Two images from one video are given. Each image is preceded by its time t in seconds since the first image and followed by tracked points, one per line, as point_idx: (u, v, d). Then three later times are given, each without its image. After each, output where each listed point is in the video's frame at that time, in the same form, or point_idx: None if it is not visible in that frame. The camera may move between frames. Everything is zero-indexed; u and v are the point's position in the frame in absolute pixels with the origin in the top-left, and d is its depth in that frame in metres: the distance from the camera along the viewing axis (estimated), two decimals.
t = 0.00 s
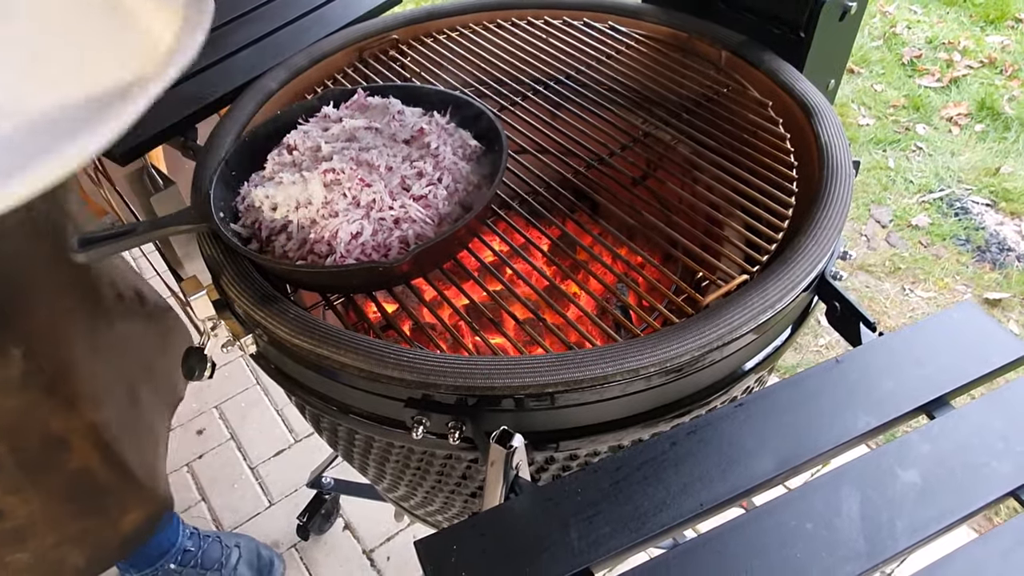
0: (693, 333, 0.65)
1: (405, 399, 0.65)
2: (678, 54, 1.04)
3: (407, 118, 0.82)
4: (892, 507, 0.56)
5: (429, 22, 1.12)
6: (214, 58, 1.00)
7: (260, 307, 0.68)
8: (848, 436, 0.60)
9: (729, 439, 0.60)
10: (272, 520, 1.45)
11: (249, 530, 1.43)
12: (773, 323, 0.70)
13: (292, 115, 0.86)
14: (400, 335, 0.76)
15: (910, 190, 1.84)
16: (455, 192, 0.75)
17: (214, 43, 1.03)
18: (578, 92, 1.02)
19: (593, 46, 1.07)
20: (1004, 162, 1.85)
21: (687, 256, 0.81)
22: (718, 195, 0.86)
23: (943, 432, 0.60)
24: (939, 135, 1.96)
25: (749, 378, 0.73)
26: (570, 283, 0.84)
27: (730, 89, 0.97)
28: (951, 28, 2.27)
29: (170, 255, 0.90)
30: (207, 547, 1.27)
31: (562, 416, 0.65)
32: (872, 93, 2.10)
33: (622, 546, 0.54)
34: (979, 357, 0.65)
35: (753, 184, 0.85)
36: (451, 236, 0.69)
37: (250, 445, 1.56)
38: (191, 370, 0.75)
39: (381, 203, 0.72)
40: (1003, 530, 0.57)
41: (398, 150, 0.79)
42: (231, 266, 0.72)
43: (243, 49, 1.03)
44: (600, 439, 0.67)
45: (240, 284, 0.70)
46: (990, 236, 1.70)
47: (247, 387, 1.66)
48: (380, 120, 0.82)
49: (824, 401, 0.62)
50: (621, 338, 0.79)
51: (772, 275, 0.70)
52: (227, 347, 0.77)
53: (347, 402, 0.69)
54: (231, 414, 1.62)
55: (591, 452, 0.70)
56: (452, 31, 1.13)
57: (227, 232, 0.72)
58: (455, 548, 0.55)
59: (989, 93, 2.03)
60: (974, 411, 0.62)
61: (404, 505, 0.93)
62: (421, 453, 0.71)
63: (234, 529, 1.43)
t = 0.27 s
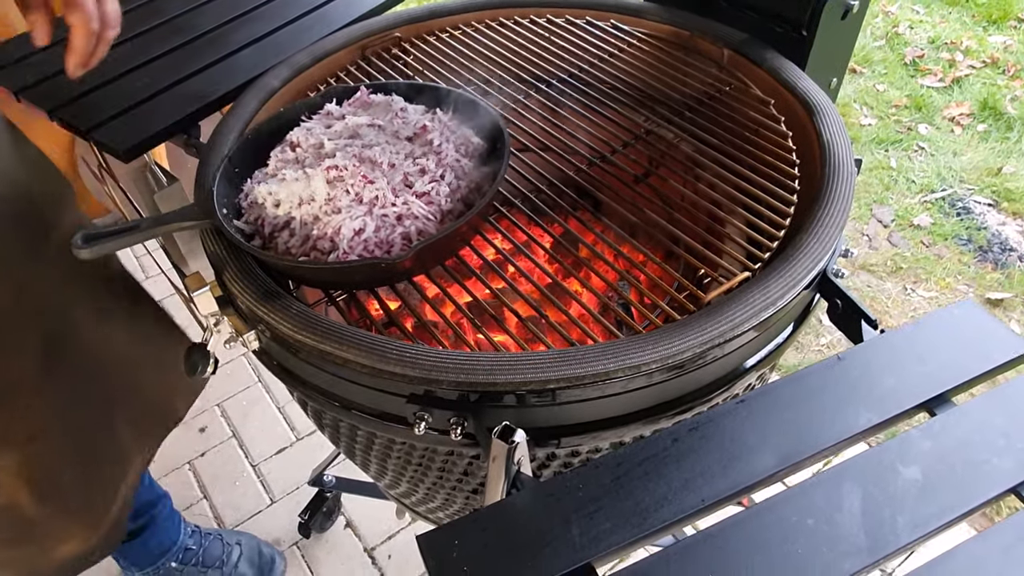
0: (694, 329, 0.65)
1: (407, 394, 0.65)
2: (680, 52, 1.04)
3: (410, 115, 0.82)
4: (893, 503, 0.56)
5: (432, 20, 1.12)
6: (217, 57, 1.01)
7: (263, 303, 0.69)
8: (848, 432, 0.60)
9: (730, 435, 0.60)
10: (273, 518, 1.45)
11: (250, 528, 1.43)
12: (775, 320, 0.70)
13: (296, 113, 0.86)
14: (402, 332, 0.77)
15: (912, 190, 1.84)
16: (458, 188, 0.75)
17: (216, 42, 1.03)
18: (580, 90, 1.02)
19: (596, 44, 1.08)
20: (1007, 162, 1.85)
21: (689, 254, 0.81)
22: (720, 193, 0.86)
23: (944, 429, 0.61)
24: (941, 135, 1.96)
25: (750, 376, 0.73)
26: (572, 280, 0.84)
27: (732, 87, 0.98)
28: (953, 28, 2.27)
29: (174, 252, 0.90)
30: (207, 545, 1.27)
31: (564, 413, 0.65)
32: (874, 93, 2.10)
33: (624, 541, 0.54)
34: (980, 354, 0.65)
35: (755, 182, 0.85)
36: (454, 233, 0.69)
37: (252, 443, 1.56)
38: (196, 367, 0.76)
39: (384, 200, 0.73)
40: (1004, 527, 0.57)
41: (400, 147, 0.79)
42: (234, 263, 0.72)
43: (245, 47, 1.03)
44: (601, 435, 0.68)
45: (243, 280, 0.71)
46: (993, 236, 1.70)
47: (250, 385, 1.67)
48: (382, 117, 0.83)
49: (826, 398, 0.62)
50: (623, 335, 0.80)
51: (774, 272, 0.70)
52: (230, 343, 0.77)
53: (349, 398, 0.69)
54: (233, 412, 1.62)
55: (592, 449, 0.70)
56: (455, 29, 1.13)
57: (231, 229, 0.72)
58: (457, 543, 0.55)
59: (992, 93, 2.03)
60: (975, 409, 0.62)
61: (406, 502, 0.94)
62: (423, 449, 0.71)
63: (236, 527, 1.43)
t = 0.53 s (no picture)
0: (695, 325, 0.65)
1: (409, 390, 0.65)
2: (682, 50, 1.04)
3: (413, 112, 0.82)
4: (893, 498, 0.57)
5: (435, 18, 1.13)
6: (220, 55, 1.01)
7: (266, 298, 0.69)
8: (848, 428, 0.60)
9: (731, 431, 0.60)
10: (275, 515, 1.45)
11: (252, 525, 1.44)
12: (775, 317, 0.70)
13: (299, 110, 0.86)
14: (404, 328, 0.77)
15: (913, 190, 1.84)
16: (460, 185, 0.76)
17: (220, 40, 1.04)
18: (582, 88, 1.02)
19: (598, 43, 1.08)
20: (1008, 163, 1.85)
21: (690, 251, 0.81)
22: (721, 190, 0.87)
23: (944, 425, 0.61)
24: (943, 135, 1.96)
25: (751, 372, 0.74)
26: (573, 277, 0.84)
27: (734, 85, 0.98)
28: (955, 29, 2.27)
29: (177, 249, 0.90)
30: (208, 544, 1.28)
31: (565, 408, 0.66)
32: (875, 93, 2.10)
33: (625, 535, 0.55)
34: (980, 351, 0.65)
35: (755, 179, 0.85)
36: (456, 229, 0.70)
37: (253, 441, 1.57)
38: (197, 361, 0.75)
39: (387, 196, 0.73)
40: (1003, 522, 0.58)
41: (403, 144, 0.80)
42: (237, 258, 0.73)
43: (251, 44, 1.04)
44: (603, 430, 0.68)
45: (246, 276, 0.71)
46: (994, 236, 1.70)
47: (252, 383, 1.67)
48: (385, 114, 0.83)
49: (826, 394, 0.62)
50: (624, 331, 0.80)
51: (775, 269, 0.70)
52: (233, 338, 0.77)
53: (351, 393, 0.70)
54: (235, 410, 1.62)
55: (594, 444, 0.70)
56: (458, 27, 1.14)
57: (234, 224, 0.72)
58: (459, 536, 0.55)
59: (993, 93, 2.03)
60: (975, 405, 0.62)
61: (408, 498, 0.94)
62: (424, 445, 0.71)
63: (238, 524, 1.44)
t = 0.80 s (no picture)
0: (700, 323, 0.65)
1: (414, 386, 0.66)
2: (686, 49, 1.04)
3: (418, 110, 0.82)
4: (897, 494, 0.57)
5: (439, 17, 1.13)
6: (225, 53, 1.02)
7: (271, 295, 0.69)
8: (853, 426, 0.60)
9: (735, 428, 0.60)
10: (278, 513, 1.45)
11: (254, 524, 1.44)
12: (779, 315, 0.70)
13: (303, 108, 0.87)
14: (409, 325, 0.77)
15: (916, 190, 1.84)
16: (465, 183, 0.76)
17: (224, 39, 1.04)
18: (586, 87, 1.02)
19: (602, 42, 1.08)
20: (1011, 163, 1.85)
21: (694, 249, 0.82)
22: (726, 188, 0.87)
23: (948, 422, 0.61)
24: (946, 135, 1.96)
25: (755, 370, 0.74)
26: (577, 275, 0.84)
27: (738, 84, 0.98)
28: (958, 29, 2.27)
29: (180, 247, 0.91)
30: (207, 547, 1.26)
31: (570, 406, 0.66)
32: (878, 93, 2.10)
33: (630, 531, 0.55)
34: (984, 348, 0.65)
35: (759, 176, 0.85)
36: (461, 227, 0.70)
37: (256, 439, 1.57)
38: (203, 357, 0.76)
39: (392, 193, 0.73)
40: (1007, 520, 0.58)
41: (408, 141, 0.80)
42: (243, 255, 0.73)
43: (255, 43, 1.05)
44: (607, 428, 0.68)
45: (252, 273, 0.71)
46: (997, 236, 1.70)
47: (255, 381, 1.67)
48: (390, 112, 0.83)
49: (830, 391, 0.63)
50: (628, 329, 0.80)
51: (779, 267, 0.70)
52: (238, 336, 0.78)
53: (356, 389, 0.70)
54: (238, 408, 1.63)
55: (598, 442, 0.71)
56: (462, 26, 1.14)
57: (239, 222, 0.73)
58: (465, 531, 0.55)
59: (997, 94, 2.03)
60: (979, 403, 0.62)
61: (411, 495, 0.94)
62: (429, 442, 0.72)
63: (240, 522, 1.44)
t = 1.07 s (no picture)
0: (703, 324, 0.66)
1: (417, 387, 0.66)
2: (689, 51, 1.05)
3: (421, 112, 0.83)
4: (900, 495, 0.57)
5: (443, 18, 1.13)
6: (229, 54, 1.02)
7: (276, 296, 0.69)
8: (855, 427, 0.60)
9: (738, 429, 0.61)
10: (280, 513, 1.46)
11: (257, 523, 1.44)
12: (782, 316, 0.71)
13: (307, 109, 0.87)
14: (412, 326, 0.78)
15: (918, 192, 1.84)
16: (468, 185, 0.76)
17: (228, 40, 1.04)
18: (589, 89, 1.03)
19: (605, 43, 1.08)
20: (1014, 165, 1.85)
21: (696, 250, 0.82)
22: (728, 190, 0.87)
23: (950, 424, 0.61)
24: (948, 137, 1.96)
25: (757, 372, 0.74)
26: (580, 276, 0.85)
27: (741, 86, 0.98)
28: (961, 31, 2.27)
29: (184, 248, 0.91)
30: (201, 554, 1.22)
31: (573, 407, 0.66)
32: (881, 95, 2.10)
33: (633, 531, 0.55)
34: (987, 350, 0.65)
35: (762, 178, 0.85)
36: (464, 228, 0.70)
37: (259, 439, 1.57)
38: (207, 357, 0.76)
39: (396, 195, 0.73)
40: (1009, 521, 0.58)
41: (412, 143, 0.80)
42: (247, 256, 0.73)
43: (259, 44, 1.05)
44: (610, 428, 0.68)
45: (257, 274, 0.72)
46: (999, 238, 1.70)
47: (257, 381, 1.68)
48: (393, 114, 0.83)
49: (833, 393, 0.63)
50: (630, 330, 0.80)
51: (781, 268, 0.71)
52: (242, 336, 0.78)
53: (360, 390, 0.70)
54: (240, 408, 1.63)
55: (601, 442, 0.71)
56: (465, 28, 1.14)
57: (244, 223, 0.73)
58: (468, 531, 0.56)
59: (999, 95, 2.03)
60: (981, 404, 0.62)
61: (413, 496, 0.95)
62: (432, 442, 0.72)
63: (243, 522, 1.44)
